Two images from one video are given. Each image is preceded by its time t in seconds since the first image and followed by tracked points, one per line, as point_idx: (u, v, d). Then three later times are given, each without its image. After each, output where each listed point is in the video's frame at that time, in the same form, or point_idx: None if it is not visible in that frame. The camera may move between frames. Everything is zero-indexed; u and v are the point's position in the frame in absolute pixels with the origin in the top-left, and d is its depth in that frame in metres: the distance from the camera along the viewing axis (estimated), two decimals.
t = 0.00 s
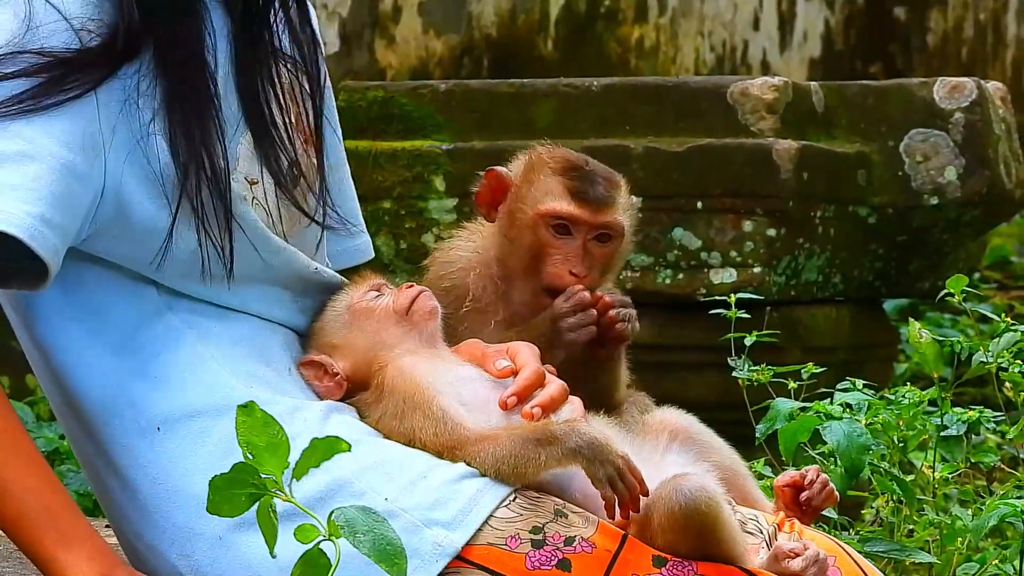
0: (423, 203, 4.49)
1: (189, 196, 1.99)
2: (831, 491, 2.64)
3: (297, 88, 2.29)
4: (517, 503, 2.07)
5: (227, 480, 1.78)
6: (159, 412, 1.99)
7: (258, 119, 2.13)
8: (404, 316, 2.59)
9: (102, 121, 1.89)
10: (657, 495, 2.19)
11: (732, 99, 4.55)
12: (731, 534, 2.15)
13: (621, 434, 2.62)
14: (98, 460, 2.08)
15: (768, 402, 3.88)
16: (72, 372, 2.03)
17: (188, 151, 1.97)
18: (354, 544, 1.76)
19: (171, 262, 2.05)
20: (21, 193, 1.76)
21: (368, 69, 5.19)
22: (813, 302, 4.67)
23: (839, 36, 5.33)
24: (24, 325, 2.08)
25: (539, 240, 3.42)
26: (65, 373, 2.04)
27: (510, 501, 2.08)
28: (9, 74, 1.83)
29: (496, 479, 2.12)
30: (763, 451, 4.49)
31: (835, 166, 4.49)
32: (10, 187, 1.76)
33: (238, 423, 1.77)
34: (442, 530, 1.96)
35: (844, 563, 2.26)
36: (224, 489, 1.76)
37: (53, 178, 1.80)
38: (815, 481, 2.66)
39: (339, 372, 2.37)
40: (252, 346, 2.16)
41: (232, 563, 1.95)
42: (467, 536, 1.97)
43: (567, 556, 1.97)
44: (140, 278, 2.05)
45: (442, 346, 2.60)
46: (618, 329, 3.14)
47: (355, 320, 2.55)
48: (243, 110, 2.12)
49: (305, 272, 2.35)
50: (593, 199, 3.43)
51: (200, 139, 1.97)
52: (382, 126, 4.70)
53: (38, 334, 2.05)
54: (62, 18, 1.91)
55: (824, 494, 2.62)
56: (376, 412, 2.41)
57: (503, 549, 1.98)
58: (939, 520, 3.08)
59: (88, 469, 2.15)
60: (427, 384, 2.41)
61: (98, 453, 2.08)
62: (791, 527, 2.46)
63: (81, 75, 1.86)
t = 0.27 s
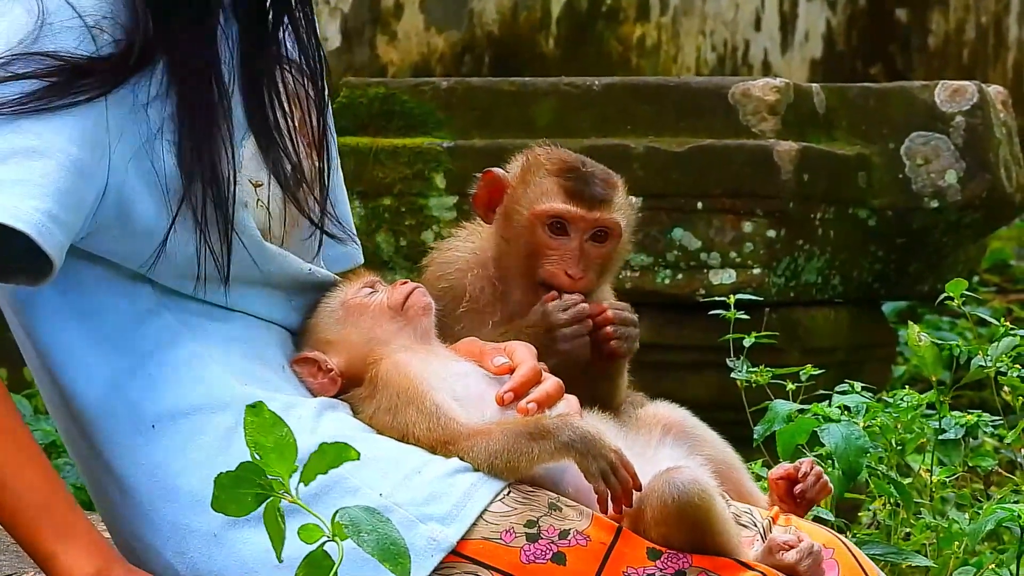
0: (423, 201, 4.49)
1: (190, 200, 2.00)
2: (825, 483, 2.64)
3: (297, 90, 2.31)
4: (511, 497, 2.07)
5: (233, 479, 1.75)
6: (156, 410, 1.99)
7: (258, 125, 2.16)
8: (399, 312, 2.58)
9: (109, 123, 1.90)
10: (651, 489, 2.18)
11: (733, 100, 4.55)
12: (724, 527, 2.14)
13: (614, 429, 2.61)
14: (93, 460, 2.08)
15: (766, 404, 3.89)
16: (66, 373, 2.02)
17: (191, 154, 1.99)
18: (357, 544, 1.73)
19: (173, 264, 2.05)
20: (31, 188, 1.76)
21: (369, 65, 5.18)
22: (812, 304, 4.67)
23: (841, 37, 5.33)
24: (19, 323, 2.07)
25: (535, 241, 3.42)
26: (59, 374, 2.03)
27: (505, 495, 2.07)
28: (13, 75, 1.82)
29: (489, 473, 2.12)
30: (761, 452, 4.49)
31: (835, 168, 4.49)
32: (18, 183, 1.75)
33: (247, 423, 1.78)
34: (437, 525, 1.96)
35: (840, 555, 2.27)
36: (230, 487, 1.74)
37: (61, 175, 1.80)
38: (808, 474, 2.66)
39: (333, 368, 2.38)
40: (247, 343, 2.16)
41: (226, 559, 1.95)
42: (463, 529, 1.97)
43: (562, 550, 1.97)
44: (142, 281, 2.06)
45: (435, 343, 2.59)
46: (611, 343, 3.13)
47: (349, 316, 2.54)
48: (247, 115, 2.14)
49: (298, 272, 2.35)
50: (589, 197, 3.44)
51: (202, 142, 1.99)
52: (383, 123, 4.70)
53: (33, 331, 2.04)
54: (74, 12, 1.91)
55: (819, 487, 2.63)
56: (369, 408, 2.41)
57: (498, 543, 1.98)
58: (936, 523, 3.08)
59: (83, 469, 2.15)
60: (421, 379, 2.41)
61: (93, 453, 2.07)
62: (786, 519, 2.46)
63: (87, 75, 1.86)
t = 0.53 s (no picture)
0: (422, 202, 4.49)
1: (196, 207, 1.99)
2: (827, 481, 2.64)
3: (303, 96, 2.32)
4: (510, 495, 2.07)
5: (221, 479, 1.77)
6: (159, 411, 1.99)
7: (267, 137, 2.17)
8: (397, 312, 2.57)
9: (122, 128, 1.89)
10: (651, 483, 2.17)
11: (731, 101, 4.55)
12: (726, 523, 2.13)
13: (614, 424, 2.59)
14: (96, 460, 2.09)
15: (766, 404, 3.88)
16: (71, 374, 2.03)
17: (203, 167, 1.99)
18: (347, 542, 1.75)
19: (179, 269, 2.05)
20: (46, 193, 1.76)
21: (367, 67, 5.17)
22: (811, 304, 4.66)
23: (839, 37, 5.33)
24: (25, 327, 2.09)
25: (535, 242, 3.41)
26: (64, 374, 2.04)
27: (504, 493, 2.07)
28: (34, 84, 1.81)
29: (489, 472, 2.12)
30: (760, 453, 4.49)
31: (834, 169, 4.49)
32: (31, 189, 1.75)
33: (231, 421, 1.77)
34: (438, 524, 1.96)
35: (845, 552, 2.30)
36: (218, 487, 1.75)
37: (75, 182, 1.80)
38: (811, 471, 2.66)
39: (333, 368, 2.38)
40: (248, 343, 2.16)
41: (226, 560, 1.94)
42: (462, 528, 1.97)
43: (563, 546, 1.98)
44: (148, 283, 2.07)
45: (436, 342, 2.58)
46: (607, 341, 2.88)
47: (348, 316, 2.54)
48: (254, 121, 2.17)
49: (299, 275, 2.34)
50: (588, 198, 3.42)
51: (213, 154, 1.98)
52: (382, 125, 4.69)
53: (37, 334, 2.06)
54: (98, 17, 1.89)
55: (821, 484, 2.63)
56: (370, 408, 2.41)
57: (498, 540, 1.98)
58: (935, 524, 3.08)
59: (84, 468, 2.15)
60: (421, 378, 2.41)
61: (95, 453, 2.08)
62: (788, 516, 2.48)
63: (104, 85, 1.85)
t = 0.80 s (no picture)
0: (423, 211, 4.50)
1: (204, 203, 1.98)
2: (840, 492, 2.63)
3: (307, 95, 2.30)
4: (518, 502, 2.07)
5: (240, 494, 1.78)
6: (172, 413, 2.01)
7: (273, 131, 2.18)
8: (409, 323, 2.59)
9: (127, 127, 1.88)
10: (652, 496, 2.18)
11: (730, 103, 4.56)
12: (728, 533, 2.13)
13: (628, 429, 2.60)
14: (110, 462, 2.10)
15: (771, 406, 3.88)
16: (86, 376, 2.06)
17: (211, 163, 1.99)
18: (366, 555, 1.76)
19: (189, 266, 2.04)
20: (56, 194, 1.77)
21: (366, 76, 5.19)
22: (814, 305, 4.66)
23: (837, 37, 5.33)
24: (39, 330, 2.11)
25: (544, 248, 3.41)
26: (79, 376, 2.07)
27: (511, 500, 2.07)
28: (40, 85, 1.80)
29: (495, 479, 2.13)
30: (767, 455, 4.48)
31: (834, 169, 4.49)
32: (41, 190, 1.76)
33: (252, 436, 1.77)
34: (444, 528, 1.96)
35: (852, 559, 2.28)
36: (236, 501, 1.77)
37: (84, 182, 1.80)
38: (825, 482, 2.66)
39: (345, 377, 2.37)
40: (263, 346, 2.17)
41: (238, 561, 1.94)
42: (468, 533, 1.97)
43: (566, 555, 1.96)
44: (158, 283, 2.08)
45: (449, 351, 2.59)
46: (619, 353, 3.02)
47: (361, 326, 2.56)
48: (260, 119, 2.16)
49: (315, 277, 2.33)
50: (596, 204, 3.42)
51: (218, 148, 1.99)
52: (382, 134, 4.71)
53: (53, 338, 2.09)
54: (89, 19, 1.89)
55: (833, 495, 2.62)
56: (378, 417, 2.41)
57: (503, 546, 1.97)
58: (943, 522, 3.08)
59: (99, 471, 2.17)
60: (428, 386, 2.41)
61: (109, 455, 2.09)
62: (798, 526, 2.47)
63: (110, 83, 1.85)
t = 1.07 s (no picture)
0: (433, 219, 4.51)
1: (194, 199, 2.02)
2: (844, 475, 2.60)
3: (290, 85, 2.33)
4: (509, 483, 2.09)
5: (241, 502, 1.78)
6: (174, 415, 2.03)
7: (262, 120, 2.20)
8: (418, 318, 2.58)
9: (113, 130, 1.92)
10: (639, 469, 2.15)
11: (738, 106, 4.57)
12: (717, 504, 2.11)
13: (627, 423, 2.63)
14: (114, 468, 2.12)
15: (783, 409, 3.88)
16: (88, 383, 2.07)
17: (201, 156, 2.02)
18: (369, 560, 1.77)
19: (184, 266, 2.07)
20: (54, 194, 1.80)
21: (372, 86, 5.21)
22: (825, 307, 4.66)
23: (844, 40, 5.33)
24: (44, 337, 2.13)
25: (559, 255, 3.43)
26: (80, 384, 2.07)
27: (502, 482, 2.09)
28: (22, 91, 1.84)
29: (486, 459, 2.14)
30: (779, 458, 4.49)
31: (843, 171, 4.50)
32: (37, 192, 1.79)
33: (250, 442, 1.78)
34: (439, 512, 1.99)
35: (851, 540, 2.25)
36: (238, 510, 1.77)
37: (78, 181, 1.84)
38: (826, 466, 2.63)
39: (354, 368, 2.35)
40: (267, 345, 2.19)
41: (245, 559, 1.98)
42: (463, 514, 2.00)
43: (552, 534, 1.98)
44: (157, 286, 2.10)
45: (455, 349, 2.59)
46: (629, 356, 3.01)
47: (371, 319, 2.53)
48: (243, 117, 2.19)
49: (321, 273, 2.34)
50: (611, 210, 3.43)
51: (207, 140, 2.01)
52: (391, 143, 4.73)
53: (54, 347, 2.10)
54: (62, 21, 1.94)
55: (837, 479, 2.59)
56: (377, 408, 2.41)
57: (495, 525, 2.00)
58: (958, 522, 3.07)
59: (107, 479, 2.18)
60: (426, 376, 2.42)
61: (113, 461, 2.10)
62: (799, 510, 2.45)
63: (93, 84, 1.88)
